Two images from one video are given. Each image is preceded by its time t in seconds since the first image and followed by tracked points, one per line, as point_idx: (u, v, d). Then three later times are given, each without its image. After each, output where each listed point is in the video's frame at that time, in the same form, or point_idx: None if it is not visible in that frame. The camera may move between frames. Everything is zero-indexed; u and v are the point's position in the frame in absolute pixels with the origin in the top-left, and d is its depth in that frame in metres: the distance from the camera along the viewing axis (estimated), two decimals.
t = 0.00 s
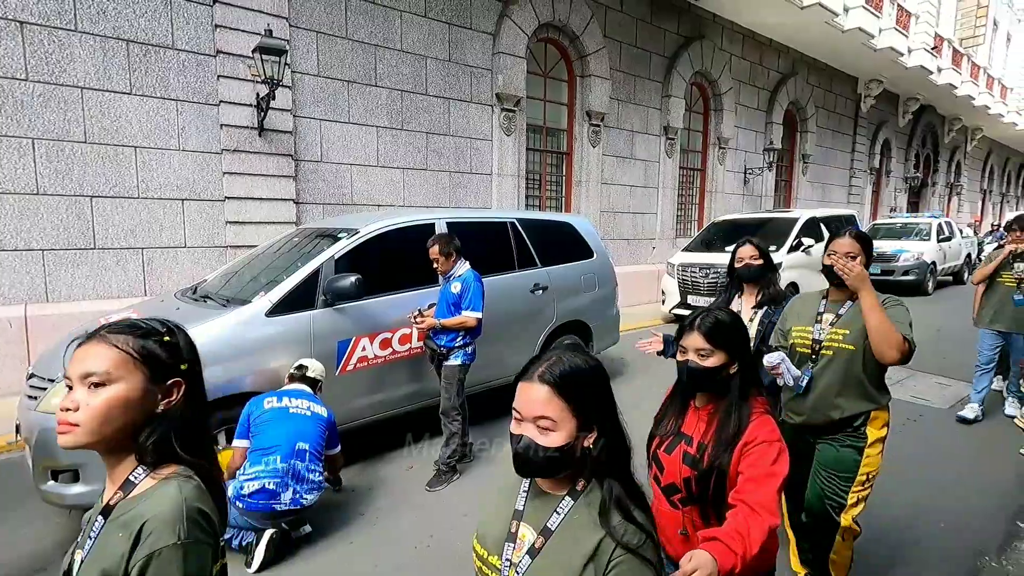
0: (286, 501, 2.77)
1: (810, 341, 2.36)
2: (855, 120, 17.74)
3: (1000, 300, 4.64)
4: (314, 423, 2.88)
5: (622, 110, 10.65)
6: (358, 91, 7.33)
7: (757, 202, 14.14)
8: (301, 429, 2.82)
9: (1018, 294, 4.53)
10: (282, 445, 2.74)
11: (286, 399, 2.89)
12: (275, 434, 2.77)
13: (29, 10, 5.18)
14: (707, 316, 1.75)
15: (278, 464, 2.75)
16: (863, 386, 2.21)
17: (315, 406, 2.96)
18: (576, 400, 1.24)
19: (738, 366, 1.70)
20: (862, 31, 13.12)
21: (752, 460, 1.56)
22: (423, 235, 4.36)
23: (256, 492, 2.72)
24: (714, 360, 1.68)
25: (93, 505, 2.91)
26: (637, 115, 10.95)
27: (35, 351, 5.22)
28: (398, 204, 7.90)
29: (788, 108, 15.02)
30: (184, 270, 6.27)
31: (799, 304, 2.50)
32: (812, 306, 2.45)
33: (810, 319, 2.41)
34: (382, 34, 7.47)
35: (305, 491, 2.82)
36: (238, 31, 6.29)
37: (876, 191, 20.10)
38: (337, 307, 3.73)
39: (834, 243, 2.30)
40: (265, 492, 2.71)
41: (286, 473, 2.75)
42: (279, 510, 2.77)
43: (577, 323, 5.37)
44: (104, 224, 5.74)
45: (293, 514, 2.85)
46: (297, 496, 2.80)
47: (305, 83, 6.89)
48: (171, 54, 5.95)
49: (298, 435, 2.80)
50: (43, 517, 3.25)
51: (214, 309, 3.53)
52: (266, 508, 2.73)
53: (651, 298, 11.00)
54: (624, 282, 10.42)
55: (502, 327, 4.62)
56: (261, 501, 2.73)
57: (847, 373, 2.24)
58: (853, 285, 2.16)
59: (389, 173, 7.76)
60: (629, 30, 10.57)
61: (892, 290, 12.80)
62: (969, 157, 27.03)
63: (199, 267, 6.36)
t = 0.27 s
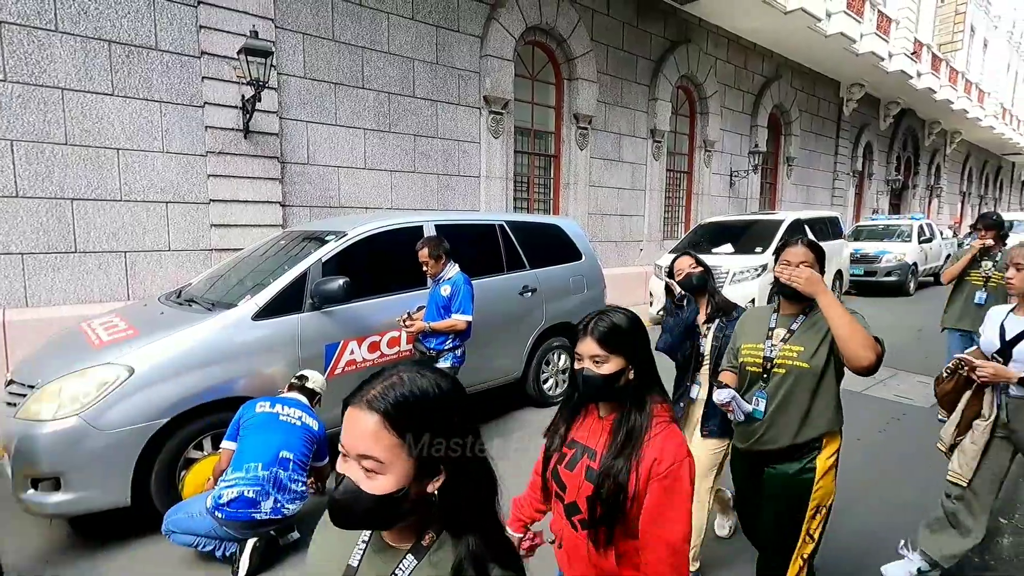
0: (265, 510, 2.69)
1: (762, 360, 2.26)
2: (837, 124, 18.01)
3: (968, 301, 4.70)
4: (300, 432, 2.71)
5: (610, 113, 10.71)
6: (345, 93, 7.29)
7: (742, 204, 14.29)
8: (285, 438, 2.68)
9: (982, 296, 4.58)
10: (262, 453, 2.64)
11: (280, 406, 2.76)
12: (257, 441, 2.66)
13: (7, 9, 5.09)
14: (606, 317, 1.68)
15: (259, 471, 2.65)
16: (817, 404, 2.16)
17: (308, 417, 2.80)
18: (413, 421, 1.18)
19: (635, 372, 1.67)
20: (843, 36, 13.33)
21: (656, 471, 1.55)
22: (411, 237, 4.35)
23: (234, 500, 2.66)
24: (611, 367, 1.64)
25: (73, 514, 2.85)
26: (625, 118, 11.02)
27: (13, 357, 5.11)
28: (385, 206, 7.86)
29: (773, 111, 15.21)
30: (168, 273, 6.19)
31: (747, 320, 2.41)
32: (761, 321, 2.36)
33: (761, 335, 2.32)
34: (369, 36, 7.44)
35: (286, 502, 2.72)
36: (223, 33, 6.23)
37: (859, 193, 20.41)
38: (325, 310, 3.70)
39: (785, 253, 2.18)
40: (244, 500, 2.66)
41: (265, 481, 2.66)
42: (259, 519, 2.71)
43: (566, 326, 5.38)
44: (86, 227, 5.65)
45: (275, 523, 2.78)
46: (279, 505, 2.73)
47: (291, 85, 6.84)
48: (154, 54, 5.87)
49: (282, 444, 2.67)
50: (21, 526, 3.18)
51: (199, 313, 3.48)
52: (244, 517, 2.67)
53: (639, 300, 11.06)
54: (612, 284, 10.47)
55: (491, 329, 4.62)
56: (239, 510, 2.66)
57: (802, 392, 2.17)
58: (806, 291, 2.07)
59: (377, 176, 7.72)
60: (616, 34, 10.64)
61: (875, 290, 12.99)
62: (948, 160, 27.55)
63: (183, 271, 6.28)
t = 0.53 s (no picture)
0: (252, 513, 2.65)
1: (700, 367, 2.10)
2: (821, 126, 18.27)
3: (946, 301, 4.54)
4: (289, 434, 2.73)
5: (597, 115, 10.76)
6: (331, 94, 7.25)
7: (728, 205, 14.43)
8: (275, 439, 2.73)
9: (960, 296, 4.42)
10: (252, 455, 2.64)
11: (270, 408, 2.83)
12: (246, 442, 2.66)
13: None
14: (505, 344, 1.42)
15: (248, 473, 2.64)
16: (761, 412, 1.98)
17: (298, 420, 2.90)
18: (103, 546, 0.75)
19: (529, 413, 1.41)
20: (826, 39, 13.52)
21: (564, 524, 1.28)
22: (399, 239, 4.34)
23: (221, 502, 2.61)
24: (501, 402, 1.40)
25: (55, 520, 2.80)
26: (612, 120, 11.08)
27: None
28: (373, 207, 7.83)
29: (757, 113, 15.38)
30: (152, 276, 6.11)
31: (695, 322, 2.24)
32: (705, 325, 2.20)
33: (701, 340, 2.15)
34: (356, 36, 7.41)
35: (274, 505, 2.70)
36: (207, 32, 6.17)
37: (842, 194, 20.71)
38: (312, 312, 3.68)
39: (725, 253, 2.07)
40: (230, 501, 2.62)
41: (254, 483, 2.65)
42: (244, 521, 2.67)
43: (554, 326, 5.39)
44: (68, 229, 5.56)
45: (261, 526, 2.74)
46: (265, 508, 2.69)
47: (277, 85, 6.79)
48: (136, 54, 5.80)
49: (271, 445, 2.71)
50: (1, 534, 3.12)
51: (184, 315, 3.44)
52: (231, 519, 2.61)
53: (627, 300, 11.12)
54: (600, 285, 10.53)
55: (480, 330, 4.62)
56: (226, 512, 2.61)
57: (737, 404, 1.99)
58: (739, 294, 1.91)
59: (364, 177, 7.69)
60: (603, 36, 10.70)
61: (858, 290, 13.19)
62: (929, 162, 28.06)
63: (167, 273, 6.21)
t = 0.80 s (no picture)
0: (235, 514, 2.63)
1: (610, 382, 1.85)
2: (797, 124, 18.57)
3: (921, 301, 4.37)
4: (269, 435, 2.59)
5: (577, 113, 10.80)
6: (309, 92, 7.16)
7: (708, 202, 14.60)
8: (255, 441, 2.58)
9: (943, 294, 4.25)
10: (233, 458, 2.56)
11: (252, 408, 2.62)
12: (226, 445, 2.57)
13: None
14: (328, 365, 1.18)
15: (230, 475, 2.58)
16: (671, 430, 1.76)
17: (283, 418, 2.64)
18: None
19: (353, 447, 1.19)
20: (801, 38, 13.75)
21: None
22: (379, 238, 4.30)
23: (201, 505, 2.59)
24: (315, 436, 1.18)
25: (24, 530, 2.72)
26: (592, 118, 11.12)
27: None
28: (353, 206, 7.76)
29: (735, 112, 15.58)
30: (125, 278, 5.98)
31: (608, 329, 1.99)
32: (618, 334, 1.94)
33: (612, 350, 1.89)
34: (333, 34, 7.33)
35: (256, 507, 2.66)
36: (180, 29, 6.04)
37: (818, 191, 21.09)
38: (291, 312, 3.63)
39: (639, 257, 1.83)
40: (213, 504, 2.59)
41: (236, 486, 2.59)
42: (228, 524, 2.64)
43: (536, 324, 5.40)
44: (36, 231, 5.41)
45: (243, 528, 2.72)
46: (248, 510, 2.66)
47: (253, 83, 6.68)
48: (106, 51, 5.66)
49: (252, 447, 2.59)
50: None
51: (158, 317, 3.37)
52: (212, 522, 2.60)
53: (609, 298, 11.20)
54: (582, 282, 10.58)
55: (461, 329, 4.61)
56: (206, 514, 2.59)
57: (647, 423, 1.77)
58: (652, 303, 1.71)
59: (344, 176, 7.61)
60: (582, 34, 10.73)
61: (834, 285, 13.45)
62: (901, 159, 28.73)
63: (141, 275, 6.07)
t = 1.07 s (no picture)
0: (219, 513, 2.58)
1: (537, 395, 1.66)
2: (778, 122, 18.83)
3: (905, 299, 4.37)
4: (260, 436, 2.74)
5: (562, 111, 10.82)
6: (292, 89, 7.08)
7: (691, 200, 14.74)
8: (242, 438, 2.65)
9: (926, 293, 4.27)
10: (219, 453, 2.57)
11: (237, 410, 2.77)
12: (218, 440, 2.60)
13: None
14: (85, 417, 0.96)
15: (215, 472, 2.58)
16: (599, 445, 1.59)
17: (265, 422, 2.84)
18: None
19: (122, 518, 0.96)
20: (782, 38, 13.93)
21: None
22: (365, 236, 4.27)
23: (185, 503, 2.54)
24: (65, 515, 0.94)
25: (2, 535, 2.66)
26: (577, 116, 11.16)
27: None
28: (338, 205, 7.69)
29: (717, 110, 15.75)
30: (104, 278, 5.86)
31: (530, 336, 1.80)
32: (545, 340, 1.75)
33: (540, 359, 1.70)
34: (316, 30, 7.25)
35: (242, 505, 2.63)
36: (159, 23, 5.93)
37: (798, 189, 21.41)
38: (276, 312, 3.59)
39: (564, 255, 1.64)
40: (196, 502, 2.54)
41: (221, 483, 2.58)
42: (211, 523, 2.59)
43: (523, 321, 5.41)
44: (10, 229, 5.27)
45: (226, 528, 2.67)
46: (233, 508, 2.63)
47: (234, 79, 6.58)
48: (83, 45, 5.53)
49: (238, 444, 2.63)
50: None
51: (140, 317, 3.32)
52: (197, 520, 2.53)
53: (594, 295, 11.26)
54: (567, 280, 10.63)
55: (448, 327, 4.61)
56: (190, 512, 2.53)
57: (580, 440, 1.59)
58: (582, 312, 1.50)
59: (328, 174, 7.55)
60: (566, 32, 10.75)
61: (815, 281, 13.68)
62: (878, 158, 29.28)
63: (121, 274, 5.96)
